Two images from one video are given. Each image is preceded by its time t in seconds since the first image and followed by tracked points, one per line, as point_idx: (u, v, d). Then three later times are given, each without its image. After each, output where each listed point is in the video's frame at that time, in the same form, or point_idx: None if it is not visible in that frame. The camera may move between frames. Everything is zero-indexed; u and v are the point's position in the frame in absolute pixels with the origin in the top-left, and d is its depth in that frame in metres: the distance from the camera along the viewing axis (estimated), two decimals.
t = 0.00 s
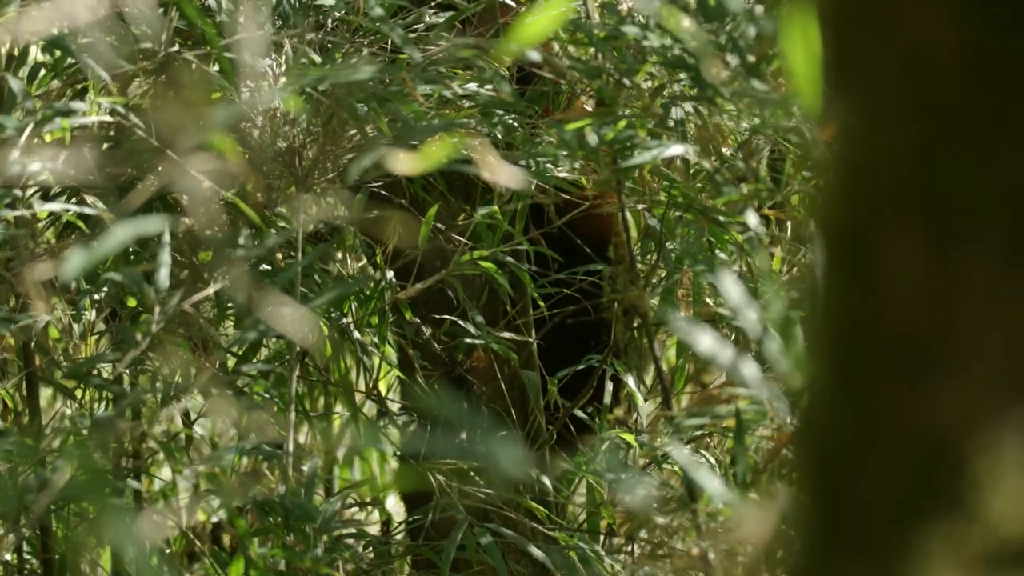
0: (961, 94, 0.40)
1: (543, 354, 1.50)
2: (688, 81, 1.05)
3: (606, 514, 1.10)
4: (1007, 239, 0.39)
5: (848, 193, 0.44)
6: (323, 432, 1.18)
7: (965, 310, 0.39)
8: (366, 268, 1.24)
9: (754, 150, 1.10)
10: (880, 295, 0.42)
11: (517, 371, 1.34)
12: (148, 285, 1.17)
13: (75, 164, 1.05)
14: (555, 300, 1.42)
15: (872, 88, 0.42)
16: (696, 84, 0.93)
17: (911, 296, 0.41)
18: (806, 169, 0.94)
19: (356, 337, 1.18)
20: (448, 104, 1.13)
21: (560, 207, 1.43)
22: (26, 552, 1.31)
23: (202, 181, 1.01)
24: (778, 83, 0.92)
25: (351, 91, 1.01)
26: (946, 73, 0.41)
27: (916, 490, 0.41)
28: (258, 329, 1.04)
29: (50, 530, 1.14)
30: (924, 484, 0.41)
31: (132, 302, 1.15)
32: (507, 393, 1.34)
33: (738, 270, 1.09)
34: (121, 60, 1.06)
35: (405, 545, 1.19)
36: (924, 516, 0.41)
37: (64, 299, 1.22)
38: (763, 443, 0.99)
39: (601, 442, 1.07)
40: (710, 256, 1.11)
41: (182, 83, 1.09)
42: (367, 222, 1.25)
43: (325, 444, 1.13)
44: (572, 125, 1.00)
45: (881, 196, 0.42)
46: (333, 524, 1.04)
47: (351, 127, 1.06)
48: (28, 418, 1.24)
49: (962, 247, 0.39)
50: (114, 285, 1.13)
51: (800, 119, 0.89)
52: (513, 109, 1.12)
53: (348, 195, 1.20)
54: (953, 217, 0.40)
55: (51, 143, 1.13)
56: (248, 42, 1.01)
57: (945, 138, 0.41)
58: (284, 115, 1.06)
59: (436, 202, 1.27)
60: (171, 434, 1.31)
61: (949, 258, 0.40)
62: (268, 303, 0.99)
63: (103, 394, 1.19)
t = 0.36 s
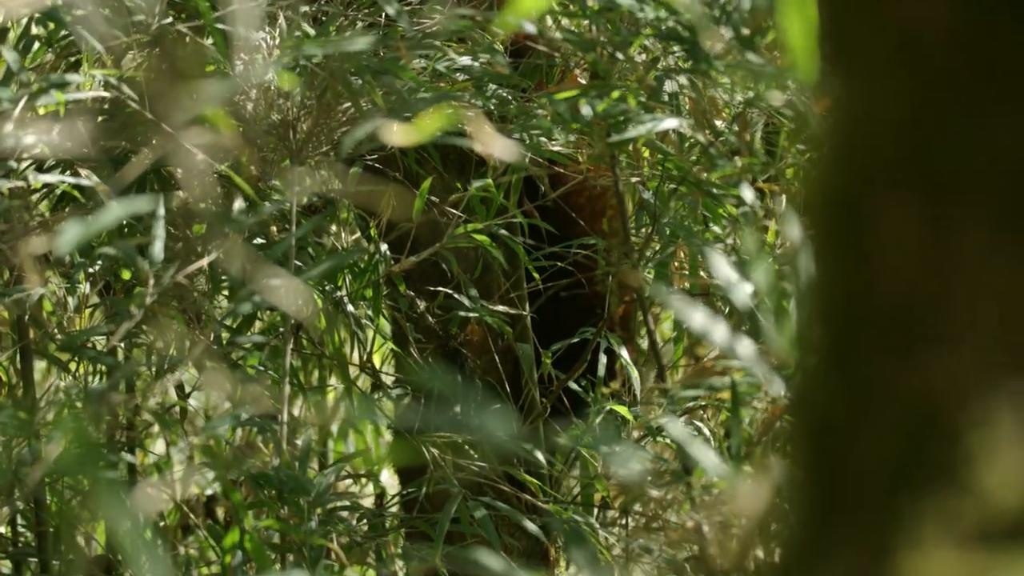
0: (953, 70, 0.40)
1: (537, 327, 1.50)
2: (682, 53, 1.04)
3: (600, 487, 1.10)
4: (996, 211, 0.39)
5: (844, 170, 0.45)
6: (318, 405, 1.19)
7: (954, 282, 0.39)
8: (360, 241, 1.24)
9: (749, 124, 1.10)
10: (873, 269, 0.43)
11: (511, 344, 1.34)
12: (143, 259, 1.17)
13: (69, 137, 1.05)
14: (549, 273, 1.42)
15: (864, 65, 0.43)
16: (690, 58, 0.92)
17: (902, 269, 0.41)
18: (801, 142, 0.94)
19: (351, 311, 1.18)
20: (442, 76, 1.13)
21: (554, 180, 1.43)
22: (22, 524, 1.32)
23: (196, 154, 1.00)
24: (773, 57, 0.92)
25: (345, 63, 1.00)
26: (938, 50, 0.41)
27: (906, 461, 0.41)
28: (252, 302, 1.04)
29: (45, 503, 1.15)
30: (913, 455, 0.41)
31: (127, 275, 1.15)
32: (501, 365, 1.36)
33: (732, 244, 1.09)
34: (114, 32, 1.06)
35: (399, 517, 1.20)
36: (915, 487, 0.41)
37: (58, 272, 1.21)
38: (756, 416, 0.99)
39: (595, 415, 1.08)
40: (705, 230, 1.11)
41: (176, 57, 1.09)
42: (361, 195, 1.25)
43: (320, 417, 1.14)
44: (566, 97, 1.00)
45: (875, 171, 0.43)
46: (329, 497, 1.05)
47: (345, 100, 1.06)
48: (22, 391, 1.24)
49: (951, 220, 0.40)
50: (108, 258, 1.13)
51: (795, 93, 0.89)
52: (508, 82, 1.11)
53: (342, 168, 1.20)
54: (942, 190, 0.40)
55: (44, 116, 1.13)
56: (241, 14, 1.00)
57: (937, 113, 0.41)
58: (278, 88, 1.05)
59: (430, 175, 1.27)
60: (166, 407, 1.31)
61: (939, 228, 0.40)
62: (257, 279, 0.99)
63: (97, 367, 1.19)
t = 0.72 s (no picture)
0: (953, 56, 0.42)
1: (532, 305, 1.51)
2: (678, 31, 1.04)
3: (595, 464, 1.11)
4: (995, 193, 0.40)
5: (840, 153, 0.45)
6: (313, 383, 1.19)
7: (953, 262, 0.40)
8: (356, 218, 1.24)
9: (744, 101, 1.10)
10: (870, 250, 0.44)
11: (506, 322, 1.35)
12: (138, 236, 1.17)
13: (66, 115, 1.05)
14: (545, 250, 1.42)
15: (863, 51, 0.44)
16: (686, 35, 0.92)
17: (900, 250, 0.42)
18: (796, 120, 0.94)
19: (346, 288, 1.18)
20: (437, 54, 1.12)
21: (550, 158, 1.42)
22: (17, 502, 1.32)
23: (191, 132, 1.00)
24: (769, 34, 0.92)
25: (340, 40, 1.00)
26: (938, 37, 0.42)
27: (902, 439, 0.42)
28: (247, 280, 1.04)
29: (41, 480, 1.15)
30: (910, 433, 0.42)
31: (123, 253, 1.15)
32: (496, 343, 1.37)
33: (727, 222, 1.09)
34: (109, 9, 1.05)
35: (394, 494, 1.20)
36: (911, 464, 0.42)
37: (53, 250, 1.21)
38: (752, 393, 0.99)
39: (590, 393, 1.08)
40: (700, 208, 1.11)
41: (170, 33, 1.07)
42: (356, 172, 1.25)
43: (316, 395, 1.14)
44: (562, 75, 1.00)
45: (872, 154, 0.44)
46: (323, 475, 1.06)
47: (341, 78, 1.05)
48: (18, 368, 1.24)
49: (950, 201, 0.41)
50: (104, 236, 1.13)
51: (791, 71, 0.89)
52: (503, 59, 1.11)
53: (337, 146, 1.20)
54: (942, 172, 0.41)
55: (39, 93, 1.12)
56: None
57: (934, 98, 0.42)
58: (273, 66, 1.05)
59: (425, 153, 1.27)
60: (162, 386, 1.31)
61: (939, 211, 0.41)
62: (259, 252, 0.99)
63: (92, 345, 1.19)
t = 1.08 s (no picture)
0: (947, 36, 0.42)
1: (528, 277, 1.51)
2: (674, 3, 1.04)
3: (591, 435, 1.11)
4: (989, 173, 0.41)
5: (838, 134, 0.46)
6: (308, 355, 1.19)
7: (948, 241, 0.41)
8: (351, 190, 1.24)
9: (740, 73, 1.10)
10: (867, 230, 0.44)
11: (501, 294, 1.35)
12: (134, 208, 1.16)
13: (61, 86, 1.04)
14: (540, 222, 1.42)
15: (863, 42, 0.45)
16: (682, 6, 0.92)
17: (897, 231, 0.43)
18: (791, 92, 0.94)
19: (342, 260, 1.17)
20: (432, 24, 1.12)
21: (546, 130, 1.42)
22: (13, 474, 1.33)
23: (186, 104, 0.99)
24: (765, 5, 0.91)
25: (333, 11, 0.99)
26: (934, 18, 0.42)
27: (897, 417, 0.43)
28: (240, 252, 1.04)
29: (36, 451, 1.15)
30: (905, 412, 0.43)
31: (118, 225, 1.15)
32: (491, 315, 1.37)
33: (723, 194, 1.09)
34: None
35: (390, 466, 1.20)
36: (906, 443, 0.43)
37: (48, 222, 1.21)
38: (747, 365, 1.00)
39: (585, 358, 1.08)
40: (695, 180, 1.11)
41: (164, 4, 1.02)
42: (351, 144, 1.24)
43: (311, 367, 1.14)
44: (557, 47, 0.99)
45: (870, 136, 0.44)
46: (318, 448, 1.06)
47: (335, 50, 1.05)
48: (13, 341, 1.24)
49: (946, 182, 0.41)
50: (98, 208, 1.13)
51: (788, 43, 0.89)
52: (498, 31, 1.10)
53: (332, 118, 1.19)
54: (939, 153, 0.41)
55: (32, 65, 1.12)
56: None
57: (929, 76, 0.42)
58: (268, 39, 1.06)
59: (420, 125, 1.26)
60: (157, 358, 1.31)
61: (935, 187, 0.41)
62: (249, 216, 0.98)
63: (87, 317, 1.19)
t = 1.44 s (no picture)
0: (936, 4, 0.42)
1: (525, 244, 1.51)
2: None
3: (587, 402, 1.12)
4: (987, 144, 0.41)
5: (833, 103, 0.45)
6: (305, 322, 1.19)
7: (944, 211, 0.41)
8: (347, 157, 1.23)
9: (738, 39, 1.09)
10: (862, 197, 0.44)
11: (498, 261, 1.35)
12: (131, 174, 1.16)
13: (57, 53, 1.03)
14: (537, 188, 1.42)
15: (854, 9, 0.44)
16: None
17: (893, 199, 0.43)
18: (789, 58, 0.94)
19: (338, 227, 1.17)
20: None
21: (543, 96, 1.41)
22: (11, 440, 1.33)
23: (184, 70, 0.98)
24: None
25: None
26: None
27: (892, 384, 0.43)
28: (236, 218, 1.03)
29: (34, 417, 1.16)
30: (900, 379, 0.43)
31: (115, 192, 1.15)
32: (488, 281, 1.37)
33: (720, 161, 1.09)
34: None
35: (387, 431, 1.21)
36: (900, 410, 0.43)
37: (44, 189, 1.21)
38: (744, 332, 1.00)
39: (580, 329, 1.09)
40: (692, 146, 1.11)
41: None
42: (347, 111, 1.24)
43: (307, 334, 1.14)
44: (554, 13, 0.99)
45: (866, 104, 0.44)
46: (315, 414, 1.05)
47: (331, 15, 1.04)
48: (10, 308, 1.24)
49: (943, 153, 0.42)
50: (94, 174, 1.13)
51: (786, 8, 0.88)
52: None
53: (328, 83, 1.19)
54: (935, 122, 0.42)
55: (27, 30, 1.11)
56: None
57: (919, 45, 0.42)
58: (264, 4, 1.05)
59: (416, 91, 1.25)
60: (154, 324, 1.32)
61: (930, 157, 0.42)
62: (245, 182, 0.98)
63: (84, 284, 1.19)
